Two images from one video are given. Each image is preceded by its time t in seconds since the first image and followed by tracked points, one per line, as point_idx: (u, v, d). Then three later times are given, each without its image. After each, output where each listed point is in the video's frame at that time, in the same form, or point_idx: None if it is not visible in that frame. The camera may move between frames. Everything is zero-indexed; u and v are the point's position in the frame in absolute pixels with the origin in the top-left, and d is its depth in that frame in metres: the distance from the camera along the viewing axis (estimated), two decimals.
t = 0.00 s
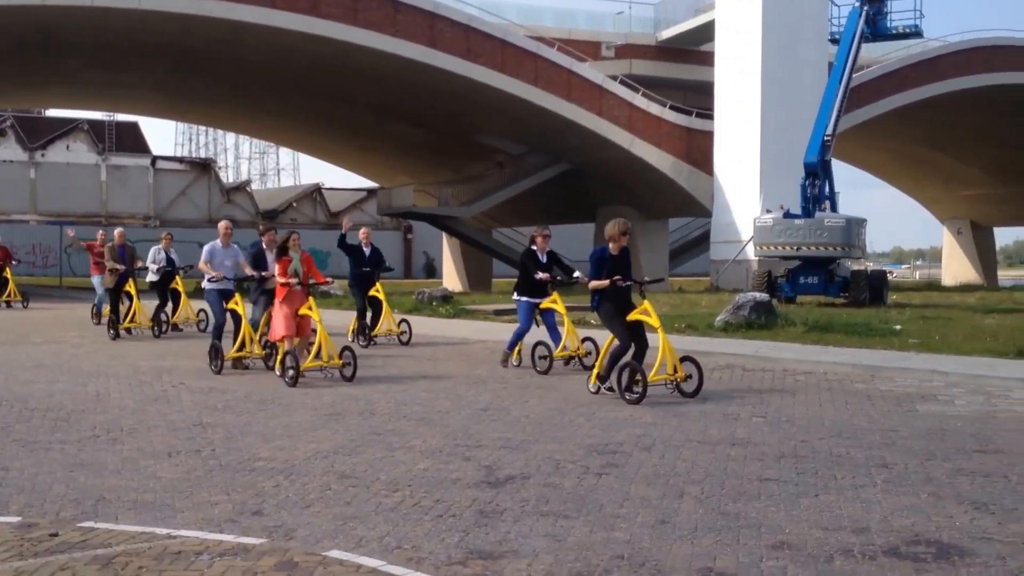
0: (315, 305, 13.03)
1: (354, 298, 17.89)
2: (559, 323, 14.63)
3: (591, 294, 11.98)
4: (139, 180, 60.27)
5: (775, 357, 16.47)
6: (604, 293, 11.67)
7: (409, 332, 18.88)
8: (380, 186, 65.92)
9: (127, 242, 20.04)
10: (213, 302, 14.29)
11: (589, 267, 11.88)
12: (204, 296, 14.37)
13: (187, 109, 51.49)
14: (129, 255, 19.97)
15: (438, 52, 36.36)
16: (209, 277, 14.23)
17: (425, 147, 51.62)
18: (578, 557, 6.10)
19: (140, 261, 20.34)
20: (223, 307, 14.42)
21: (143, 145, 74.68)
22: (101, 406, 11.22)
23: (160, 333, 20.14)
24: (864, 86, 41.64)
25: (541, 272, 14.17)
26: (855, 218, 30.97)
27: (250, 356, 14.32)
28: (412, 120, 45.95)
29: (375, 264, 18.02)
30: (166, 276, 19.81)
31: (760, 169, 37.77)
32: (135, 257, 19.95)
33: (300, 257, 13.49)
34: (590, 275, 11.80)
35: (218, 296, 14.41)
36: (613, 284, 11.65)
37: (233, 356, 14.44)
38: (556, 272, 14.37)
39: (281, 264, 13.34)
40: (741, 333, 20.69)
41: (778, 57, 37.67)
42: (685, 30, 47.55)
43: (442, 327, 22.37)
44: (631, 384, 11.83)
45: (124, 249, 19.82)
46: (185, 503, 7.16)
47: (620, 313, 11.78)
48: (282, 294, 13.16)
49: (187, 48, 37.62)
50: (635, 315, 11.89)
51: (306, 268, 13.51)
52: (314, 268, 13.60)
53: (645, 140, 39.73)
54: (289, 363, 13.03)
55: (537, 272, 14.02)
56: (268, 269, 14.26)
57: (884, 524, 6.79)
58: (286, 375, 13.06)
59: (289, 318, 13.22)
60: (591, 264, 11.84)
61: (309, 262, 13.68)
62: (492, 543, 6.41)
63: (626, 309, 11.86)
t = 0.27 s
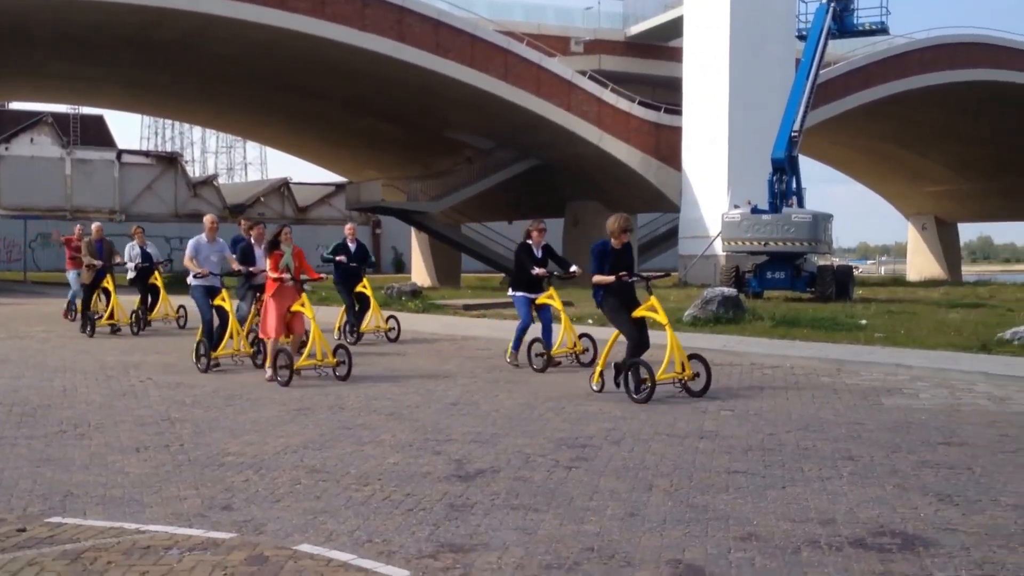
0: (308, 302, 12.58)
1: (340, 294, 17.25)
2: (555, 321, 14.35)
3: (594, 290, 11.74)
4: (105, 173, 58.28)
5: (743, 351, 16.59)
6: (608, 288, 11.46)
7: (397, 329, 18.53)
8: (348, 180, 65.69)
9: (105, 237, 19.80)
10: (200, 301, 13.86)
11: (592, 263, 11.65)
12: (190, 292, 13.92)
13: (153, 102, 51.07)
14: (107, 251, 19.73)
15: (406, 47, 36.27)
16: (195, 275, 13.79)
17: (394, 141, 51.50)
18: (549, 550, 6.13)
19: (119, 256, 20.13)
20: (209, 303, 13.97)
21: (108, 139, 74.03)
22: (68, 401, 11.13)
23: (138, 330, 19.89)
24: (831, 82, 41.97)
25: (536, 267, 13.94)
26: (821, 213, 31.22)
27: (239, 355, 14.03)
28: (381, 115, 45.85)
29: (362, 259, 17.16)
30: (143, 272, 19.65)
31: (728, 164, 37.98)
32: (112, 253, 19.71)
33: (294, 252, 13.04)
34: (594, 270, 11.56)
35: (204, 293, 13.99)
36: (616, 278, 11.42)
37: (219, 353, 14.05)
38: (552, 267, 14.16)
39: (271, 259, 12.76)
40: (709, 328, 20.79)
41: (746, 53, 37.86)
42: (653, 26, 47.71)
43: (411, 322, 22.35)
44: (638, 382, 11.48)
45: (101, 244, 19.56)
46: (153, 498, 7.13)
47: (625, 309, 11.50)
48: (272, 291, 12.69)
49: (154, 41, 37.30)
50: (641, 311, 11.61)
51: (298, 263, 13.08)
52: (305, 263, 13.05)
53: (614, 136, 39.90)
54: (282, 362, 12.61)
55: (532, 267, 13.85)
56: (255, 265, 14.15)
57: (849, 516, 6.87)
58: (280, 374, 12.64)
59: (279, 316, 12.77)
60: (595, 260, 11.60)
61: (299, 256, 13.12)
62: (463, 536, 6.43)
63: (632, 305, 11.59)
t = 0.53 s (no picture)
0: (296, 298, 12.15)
1: (320, 293, 16.81)
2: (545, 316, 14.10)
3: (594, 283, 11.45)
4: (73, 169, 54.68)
5: (704, 345, 16.71)
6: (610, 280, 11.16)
7: (379, 326, 18.39)
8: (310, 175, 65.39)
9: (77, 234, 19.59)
10: (180, 297, 13.36)
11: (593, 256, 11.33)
12: (168, 289, 13.48)
13: (113, 96, 50.55)
14: (79, 248, 19.53)
15: (369, 41, 36.14)
16: (174, 270, 13.37)
17: (356, 136, 51.35)
18: (512, 541, 6.17)
19: (90, 253, 19.89)
20: (189, 301, 13.51)
21: (67, 134, 73.22)
22: (27, 397, 11.03)
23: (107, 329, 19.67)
24: (791, 78, 42.34)
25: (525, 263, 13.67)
26: (782, 208, 31.46)
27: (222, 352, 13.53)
28: (344, 109, 45.72)
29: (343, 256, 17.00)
30: (112, 269, 19.39)
31: (691, 160, 38.24)
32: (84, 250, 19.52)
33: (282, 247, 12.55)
34: (595, 264, 11.26)
35: (184, 291, 13.52)
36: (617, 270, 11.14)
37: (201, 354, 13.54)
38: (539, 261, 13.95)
39: (260, 254, 12.38)
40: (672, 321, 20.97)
41: (708, 48, 38.04)
42: (615, 21, 47.87)
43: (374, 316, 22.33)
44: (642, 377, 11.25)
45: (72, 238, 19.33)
46: (114, 493, 7.10)
47: (626, 302, 11.23)
48: (260, 287, 12.25)
49: (114, 34, 36.91)
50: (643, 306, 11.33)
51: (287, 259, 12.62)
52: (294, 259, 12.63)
53: (576, 130, 40.11)
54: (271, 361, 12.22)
55: (523, 264, 13.61)
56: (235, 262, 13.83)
57: (808, 505, 6.96)
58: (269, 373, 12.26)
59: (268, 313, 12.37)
60: (596, 253, 11.28)
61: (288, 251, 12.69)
62: (426, 528, 6.45)
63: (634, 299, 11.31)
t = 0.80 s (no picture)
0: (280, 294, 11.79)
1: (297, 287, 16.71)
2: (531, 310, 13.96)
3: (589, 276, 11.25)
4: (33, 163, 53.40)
5: (660, 336, 16.84)
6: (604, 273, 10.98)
7: (357, 322, 17.97)
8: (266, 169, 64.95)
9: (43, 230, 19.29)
10: (153, 293, 13.06)
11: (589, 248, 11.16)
12: (141, 285, 13.17)
13: (64, 90, 49.88)
14: (44, 243, 19.27)
15: (325, 35, 35.95)
16: (147, 265, 13.04)
17: (312, 130, 51.08)
18: (468, 530, 6.21)
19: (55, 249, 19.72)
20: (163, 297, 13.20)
21: (17, 128, 72.18)
22: None
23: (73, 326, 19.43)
24: (745, 73, 42.69)
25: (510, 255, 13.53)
26: (737, 201, 31.78)
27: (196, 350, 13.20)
28: (300, 104, 45.45)
29: (318, 249, 16.87)
30: (75, 264, 19.25)
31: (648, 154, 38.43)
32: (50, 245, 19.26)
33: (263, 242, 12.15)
34: (590, 256, 11.08)
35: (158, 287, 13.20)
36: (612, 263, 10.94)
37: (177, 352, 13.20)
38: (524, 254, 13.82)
39: (242, 250, 11.98)
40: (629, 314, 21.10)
41: (664, 43, 38.17)
42: (571, 16, 48.01)
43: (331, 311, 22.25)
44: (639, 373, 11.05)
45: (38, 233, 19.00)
46: (69, 487, 7.05)
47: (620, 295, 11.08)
48: (242, 283, 11.83)
49: (65, 27, 36.40)
50: (637, 300, 11.13)
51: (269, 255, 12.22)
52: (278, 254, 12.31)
53: (533, 124, 40.25)
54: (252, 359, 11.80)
55: (508, 255, 13.47)
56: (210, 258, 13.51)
57: (762, 492, 7.06)
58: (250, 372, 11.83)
59: (251, 309, 11.93)
60: (592, 245, 11.10)
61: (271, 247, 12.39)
62: (384, 519, 6.48)
63: (627, 293, 11.12)
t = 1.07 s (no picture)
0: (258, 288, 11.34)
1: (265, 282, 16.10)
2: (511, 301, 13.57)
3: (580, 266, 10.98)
4: None
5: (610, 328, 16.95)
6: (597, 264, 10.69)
7: (326, 317, 17.72)
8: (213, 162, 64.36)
9: None
10: (120, 289, 12.56)
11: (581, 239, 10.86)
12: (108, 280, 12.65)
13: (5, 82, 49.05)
14: None
15: (273, 27, 35.69)
16: (114, 259, 12.49)
17: (260, 123, 50.69)
18: (421, 521, 6.25)
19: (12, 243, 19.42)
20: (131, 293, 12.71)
21: None
22: None
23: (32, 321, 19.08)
24: (693, 66, 43.05)
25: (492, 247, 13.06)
26: (686, 194, 32.10)
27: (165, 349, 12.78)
28: (248, 96, 45.08)
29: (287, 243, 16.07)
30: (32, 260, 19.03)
31: (597, 147, 38.59)
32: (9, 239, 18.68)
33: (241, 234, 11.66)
34: (582, 246, 10.78)
35: (126, 282, 12.68)
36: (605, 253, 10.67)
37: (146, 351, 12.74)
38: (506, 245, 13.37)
39: (219, 243, 11.44)
40: (579, 306, 21.22)
41: (613, 36, 38.34)
42: (520, 9, 48.12)
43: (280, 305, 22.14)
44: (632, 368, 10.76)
45: None
46: (16, 484, 6.99)
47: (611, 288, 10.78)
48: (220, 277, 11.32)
49: (6, 18, 35.81)
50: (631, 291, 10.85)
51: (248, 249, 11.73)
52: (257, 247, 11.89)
53: (483, 118, 40.27)
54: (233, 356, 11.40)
55: (491, 248, 12.98)
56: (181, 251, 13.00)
57: (710, 480, 7.17)
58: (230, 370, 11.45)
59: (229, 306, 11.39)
60: (584, 236, 10.80)
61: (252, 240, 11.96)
62: (336, 510, 6.49)
63: (620, 284, 10.86)
